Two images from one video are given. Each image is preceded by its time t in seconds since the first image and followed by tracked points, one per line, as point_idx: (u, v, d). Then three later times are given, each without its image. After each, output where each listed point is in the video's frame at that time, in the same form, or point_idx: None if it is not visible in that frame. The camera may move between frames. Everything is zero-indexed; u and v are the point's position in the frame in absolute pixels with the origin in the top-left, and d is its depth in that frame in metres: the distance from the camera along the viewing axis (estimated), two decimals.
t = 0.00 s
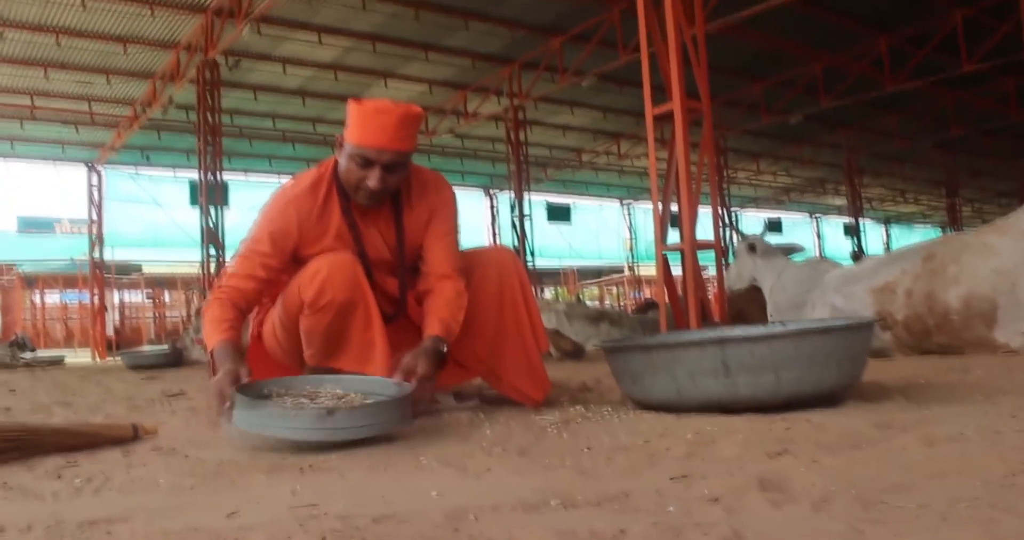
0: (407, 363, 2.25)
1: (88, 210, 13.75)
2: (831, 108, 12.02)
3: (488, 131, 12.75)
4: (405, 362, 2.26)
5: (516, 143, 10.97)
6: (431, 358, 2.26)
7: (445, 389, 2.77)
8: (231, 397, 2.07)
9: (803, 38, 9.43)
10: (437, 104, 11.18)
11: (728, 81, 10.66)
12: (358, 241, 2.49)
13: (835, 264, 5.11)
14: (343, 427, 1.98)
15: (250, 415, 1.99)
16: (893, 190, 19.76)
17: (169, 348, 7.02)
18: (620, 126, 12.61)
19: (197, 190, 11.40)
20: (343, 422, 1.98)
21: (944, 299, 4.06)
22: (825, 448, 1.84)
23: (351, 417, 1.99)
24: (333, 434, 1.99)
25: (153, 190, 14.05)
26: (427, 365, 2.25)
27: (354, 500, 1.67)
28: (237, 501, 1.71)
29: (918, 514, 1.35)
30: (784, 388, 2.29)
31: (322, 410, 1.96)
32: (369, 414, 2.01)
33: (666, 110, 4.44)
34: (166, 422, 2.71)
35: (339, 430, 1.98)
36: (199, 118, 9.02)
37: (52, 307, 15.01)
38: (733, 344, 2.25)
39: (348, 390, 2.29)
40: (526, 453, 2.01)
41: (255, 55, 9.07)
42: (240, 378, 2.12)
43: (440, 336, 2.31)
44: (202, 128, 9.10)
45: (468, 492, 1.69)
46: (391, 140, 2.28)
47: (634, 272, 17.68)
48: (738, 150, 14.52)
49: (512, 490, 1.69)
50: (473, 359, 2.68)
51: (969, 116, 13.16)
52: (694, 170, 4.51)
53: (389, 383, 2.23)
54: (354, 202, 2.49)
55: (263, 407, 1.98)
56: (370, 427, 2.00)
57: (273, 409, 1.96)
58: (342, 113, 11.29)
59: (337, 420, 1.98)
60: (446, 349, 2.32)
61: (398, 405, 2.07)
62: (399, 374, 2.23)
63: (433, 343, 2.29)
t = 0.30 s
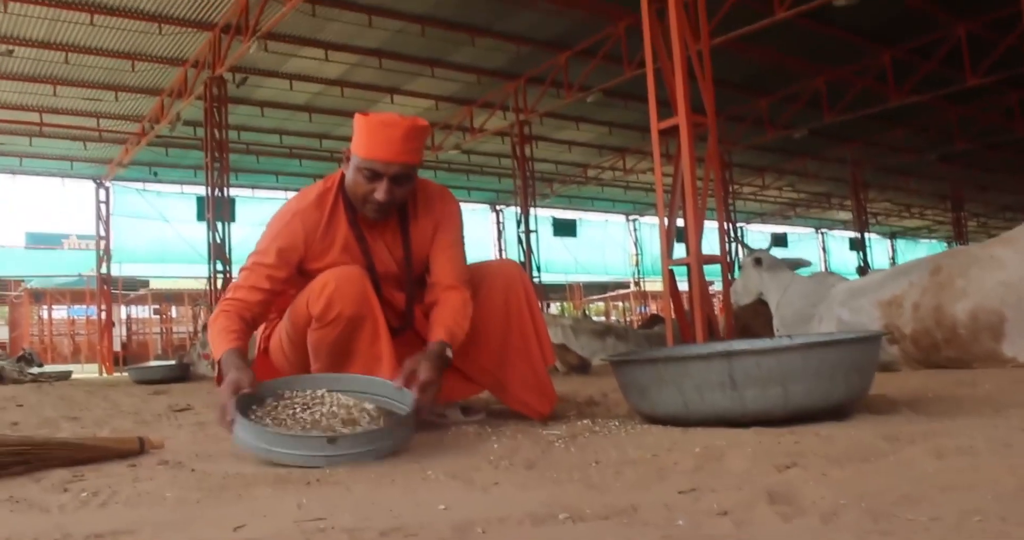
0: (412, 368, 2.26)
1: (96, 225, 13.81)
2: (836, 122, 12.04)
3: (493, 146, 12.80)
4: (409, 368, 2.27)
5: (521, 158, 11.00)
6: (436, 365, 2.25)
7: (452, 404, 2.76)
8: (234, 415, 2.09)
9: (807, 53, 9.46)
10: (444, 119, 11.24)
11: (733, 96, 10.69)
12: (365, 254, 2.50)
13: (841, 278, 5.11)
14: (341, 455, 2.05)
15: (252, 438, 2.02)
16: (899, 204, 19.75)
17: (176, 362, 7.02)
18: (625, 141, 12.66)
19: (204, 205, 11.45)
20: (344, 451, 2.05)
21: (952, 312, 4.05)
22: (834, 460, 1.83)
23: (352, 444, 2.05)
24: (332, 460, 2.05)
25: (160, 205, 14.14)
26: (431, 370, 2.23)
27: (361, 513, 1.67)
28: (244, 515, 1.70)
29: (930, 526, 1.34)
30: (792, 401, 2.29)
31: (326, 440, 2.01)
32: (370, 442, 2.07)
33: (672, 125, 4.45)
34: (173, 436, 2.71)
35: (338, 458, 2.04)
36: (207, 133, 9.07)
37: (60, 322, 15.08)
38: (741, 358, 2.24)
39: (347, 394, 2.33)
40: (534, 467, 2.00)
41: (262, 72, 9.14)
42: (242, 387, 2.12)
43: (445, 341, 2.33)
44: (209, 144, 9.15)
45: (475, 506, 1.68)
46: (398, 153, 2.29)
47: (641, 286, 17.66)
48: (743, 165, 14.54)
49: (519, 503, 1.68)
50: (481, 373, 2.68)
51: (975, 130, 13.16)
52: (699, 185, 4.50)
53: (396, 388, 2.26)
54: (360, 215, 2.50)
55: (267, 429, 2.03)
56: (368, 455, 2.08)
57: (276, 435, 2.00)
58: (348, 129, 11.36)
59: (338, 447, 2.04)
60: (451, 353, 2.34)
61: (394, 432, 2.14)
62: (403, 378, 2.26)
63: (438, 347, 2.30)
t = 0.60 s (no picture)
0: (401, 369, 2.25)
1: (104, 239, 13.86)
2: (841, 135, 12.05)
3: (499, 160, 12.85)
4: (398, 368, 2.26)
5: (527, 172, 11.03)
6: (433, 365, 2.25)
7: (458, 414, 2.76)
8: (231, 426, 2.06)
9: (812, 66, 9.48)
10: (450, 132, 11.29)
11: (739, 109, 10.73)
12: (372, 265, 2.51)
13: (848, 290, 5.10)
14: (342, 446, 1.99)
15: (248, 440, 1.99)
16: (905, 217, 19.73)
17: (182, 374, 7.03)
18: (631, 155, 12.70)
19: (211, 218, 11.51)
20: (344, 440, 1.99)
21: (960, 324, 4.04)
22: (844, 471, 1.82)
23: (353, 434, 2.00)
24: (334, 454, 1.99)
25: (167, 217, 14.23)
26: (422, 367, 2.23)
27: (368, 523, 1.66)
28: (251, 524, 1.70)
29: (940, 535, 1.33)
30: (800, 412, 2.28)
31: (323, 431, 1.96)
32: (371, 431, 2.02)
33: (678, 138, 4.45)
34: (179, 447, 2.71)
35: (340, 449, 1.99)
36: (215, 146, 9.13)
37: (67, 334, 15.15)
38: (749, 369, 2.24)
39: (354, 403, 2.31)
40: (540, 477, 2.00)
41: (269, 85, 9.20)
42: (231, 398, 2.13)
43: (445, 347, 2.32)
44: (216, 157, 9.20)
45: (483, 516, 1.67)
46: (407, 165, 2.31)
47: (647, 299, 17.65)
48: (749, 178, 14.56)
49: (527, 513, 1.68)
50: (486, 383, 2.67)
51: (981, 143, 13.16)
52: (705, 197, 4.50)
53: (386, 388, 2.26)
54: (367, 227, 2.51)
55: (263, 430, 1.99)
56: (370, 444, 2.01)
57: (268, 433, 1.96)
58: (355, 143, 11.42)
59: (338, 440, 1.98)
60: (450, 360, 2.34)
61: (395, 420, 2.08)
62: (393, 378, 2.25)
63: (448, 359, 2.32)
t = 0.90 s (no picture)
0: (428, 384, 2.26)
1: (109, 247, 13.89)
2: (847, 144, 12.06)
3: (504, 169, 12.88)
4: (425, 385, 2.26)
5: (532, 181, 11.04)
6: (452, 383, 2.26)
7: (463, 423, 2.75)
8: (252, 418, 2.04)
9: (816, 75, 9.50)
10: (455, 142, 11.32)
11: (744, 118, 10.75)
12: (376, 273, 2.51)
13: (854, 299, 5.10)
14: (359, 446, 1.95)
15: (266, 428, 1.97)
16: (911, 226, 19.70)
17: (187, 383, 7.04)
18: (637, 164, 12.72)
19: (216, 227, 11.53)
20: (362, 441, 1.95)
21: (967, 333, 4.02)
22: (851, 479, 1.81)
23: (371, 436, 1.96)
24: (351, 453, 1.95)
25: (173, 226, 14.28)
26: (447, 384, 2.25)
27: (373, 530, 1.66)
28: (257, 530, 1.70)
29: None
30: (806, 421, 2.27)
31: (342, 427, 1.93)
32: (390, 434, 1.98)
33: (683, 147, 4.45)
34: (184, 455, 2.71)
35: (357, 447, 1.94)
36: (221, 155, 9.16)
37: (72, 343, 15.18)
38: (755, 377, 2.23)
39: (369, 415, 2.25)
40: (546, 485, 1.99)
41: (274, 94, 9.24)
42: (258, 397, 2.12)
43: (461, 363, 2.33)
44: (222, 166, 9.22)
45: (489, 523, 1.67)
46: (412, 173, 2.31)
47: (652, 309, 17.63)
48: (754, 187, 14.55)
49: (533, 520, 1.67)
50: (491, 390, 2.67)
51: (987, 151, 13.14)
52: (711, 206, 4.49)
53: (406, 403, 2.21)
54: (372, 234, 2.51)
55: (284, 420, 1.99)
56: (388, 449, 1.96)
57: (291, 422, 1.94)
58: (360, 152, 11.46)
59: (355, 439, 1.94)
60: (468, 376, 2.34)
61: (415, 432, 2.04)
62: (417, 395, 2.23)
63: (455, 369, 2.30)
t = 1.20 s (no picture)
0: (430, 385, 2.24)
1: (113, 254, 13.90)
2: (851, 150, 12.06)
3: (509, 175, 12.90)
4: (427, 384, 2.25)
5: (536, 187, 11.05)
6: (456, 383, 2.24)
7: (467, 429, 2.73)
8: (257, 410, 2.07)
9: (821, 81, 9.50)
10: (459, 148, 11.34)
11: (748, 124, 10.76)
12: (384, 279, 2.50)
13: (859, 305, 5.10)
14: (361, 425, 1.95)
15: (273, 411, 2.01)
16: (916, 232, 19.66)
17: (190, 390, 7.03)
18: (641, 170, 12.73)
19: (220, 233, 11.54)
20: (366, 419, 1.96)
21: (974, 339, 4.01)
22: (859, 485, 1.80)
23: (375, 414, 1.97)
24: (355, 433, 1.95)
25: (176, 232, 14.42)
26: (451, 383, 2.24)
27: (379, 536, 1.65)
28: (262, 536, 1.69)
29: None
30: (812, 427, 2.27)
31: (343, 406, 1.95)
32: (393, 415, 1.98)
33: (688, 153, 4.45)
34: (188, 461, 2.71)
35: (358, 425, 1.95)
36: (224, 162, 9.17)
37: (75, 350, 15.20)
38: (761, 383, 2.22)
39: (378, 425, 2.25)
40: (552, 491, 1.99)
41: (277, 101, 9.26)
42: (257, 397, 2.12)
43: (465, 367, 2.32)
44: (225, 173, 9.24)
45: (495, 528, 1.66)
46: (424, 179, 2.32)
47: (656, 315, 17.61)
48: (759, 193, 14.55)
49: (539, 526, 1.67)
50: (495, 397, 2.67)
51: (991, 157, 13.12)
52: (715, 213, 4.49)
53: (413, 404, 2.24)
54: (380, 240, 2.51)
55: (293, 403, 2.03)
56: (393, 426, 1.97)
57: (295, 404, 1.98)
58: (364, 158, 11.47)
59: (359, 417, 1.96)
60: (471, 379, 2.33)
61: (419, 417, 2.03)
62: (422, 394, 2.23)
63: (461, 373, 2.29)
